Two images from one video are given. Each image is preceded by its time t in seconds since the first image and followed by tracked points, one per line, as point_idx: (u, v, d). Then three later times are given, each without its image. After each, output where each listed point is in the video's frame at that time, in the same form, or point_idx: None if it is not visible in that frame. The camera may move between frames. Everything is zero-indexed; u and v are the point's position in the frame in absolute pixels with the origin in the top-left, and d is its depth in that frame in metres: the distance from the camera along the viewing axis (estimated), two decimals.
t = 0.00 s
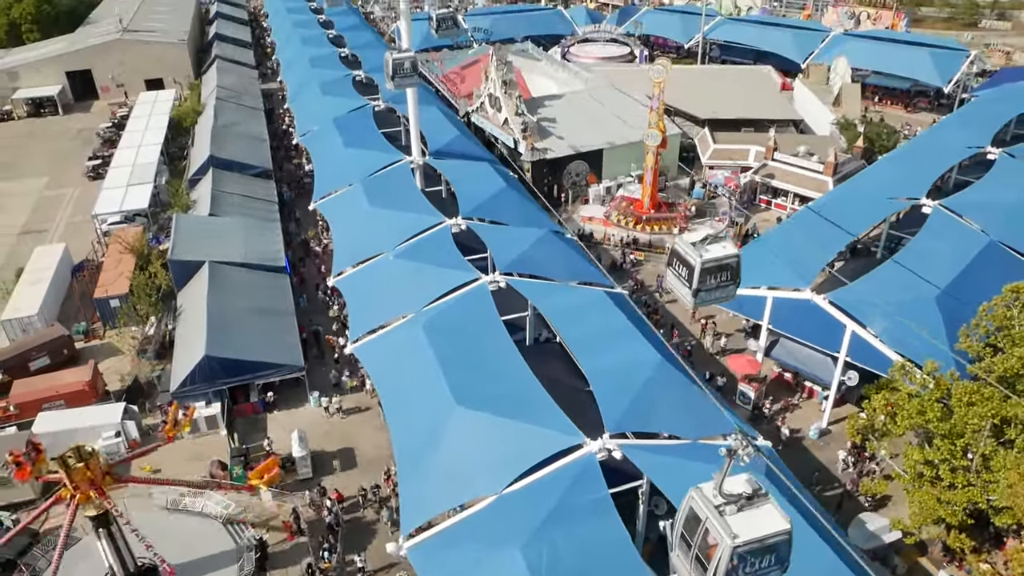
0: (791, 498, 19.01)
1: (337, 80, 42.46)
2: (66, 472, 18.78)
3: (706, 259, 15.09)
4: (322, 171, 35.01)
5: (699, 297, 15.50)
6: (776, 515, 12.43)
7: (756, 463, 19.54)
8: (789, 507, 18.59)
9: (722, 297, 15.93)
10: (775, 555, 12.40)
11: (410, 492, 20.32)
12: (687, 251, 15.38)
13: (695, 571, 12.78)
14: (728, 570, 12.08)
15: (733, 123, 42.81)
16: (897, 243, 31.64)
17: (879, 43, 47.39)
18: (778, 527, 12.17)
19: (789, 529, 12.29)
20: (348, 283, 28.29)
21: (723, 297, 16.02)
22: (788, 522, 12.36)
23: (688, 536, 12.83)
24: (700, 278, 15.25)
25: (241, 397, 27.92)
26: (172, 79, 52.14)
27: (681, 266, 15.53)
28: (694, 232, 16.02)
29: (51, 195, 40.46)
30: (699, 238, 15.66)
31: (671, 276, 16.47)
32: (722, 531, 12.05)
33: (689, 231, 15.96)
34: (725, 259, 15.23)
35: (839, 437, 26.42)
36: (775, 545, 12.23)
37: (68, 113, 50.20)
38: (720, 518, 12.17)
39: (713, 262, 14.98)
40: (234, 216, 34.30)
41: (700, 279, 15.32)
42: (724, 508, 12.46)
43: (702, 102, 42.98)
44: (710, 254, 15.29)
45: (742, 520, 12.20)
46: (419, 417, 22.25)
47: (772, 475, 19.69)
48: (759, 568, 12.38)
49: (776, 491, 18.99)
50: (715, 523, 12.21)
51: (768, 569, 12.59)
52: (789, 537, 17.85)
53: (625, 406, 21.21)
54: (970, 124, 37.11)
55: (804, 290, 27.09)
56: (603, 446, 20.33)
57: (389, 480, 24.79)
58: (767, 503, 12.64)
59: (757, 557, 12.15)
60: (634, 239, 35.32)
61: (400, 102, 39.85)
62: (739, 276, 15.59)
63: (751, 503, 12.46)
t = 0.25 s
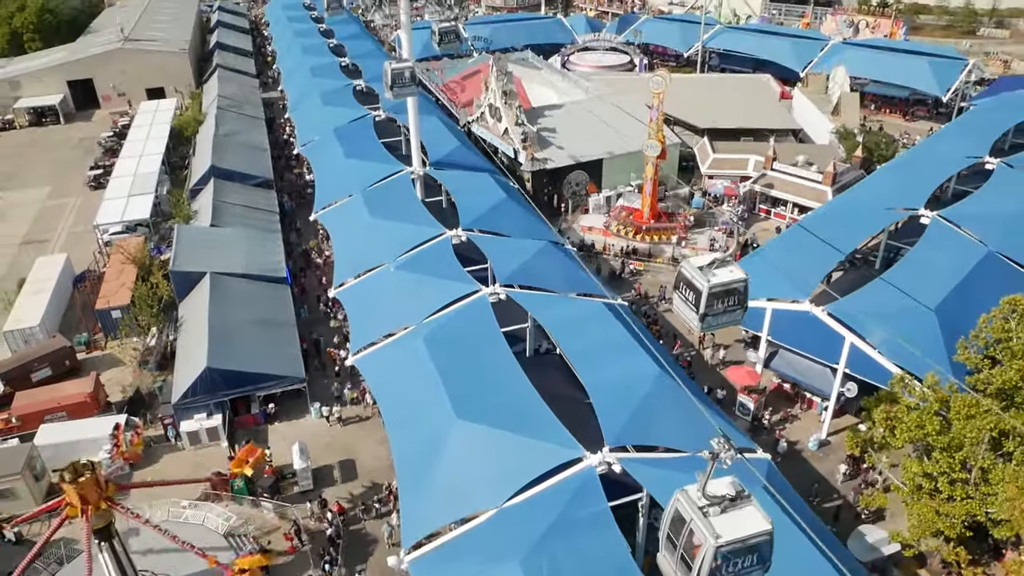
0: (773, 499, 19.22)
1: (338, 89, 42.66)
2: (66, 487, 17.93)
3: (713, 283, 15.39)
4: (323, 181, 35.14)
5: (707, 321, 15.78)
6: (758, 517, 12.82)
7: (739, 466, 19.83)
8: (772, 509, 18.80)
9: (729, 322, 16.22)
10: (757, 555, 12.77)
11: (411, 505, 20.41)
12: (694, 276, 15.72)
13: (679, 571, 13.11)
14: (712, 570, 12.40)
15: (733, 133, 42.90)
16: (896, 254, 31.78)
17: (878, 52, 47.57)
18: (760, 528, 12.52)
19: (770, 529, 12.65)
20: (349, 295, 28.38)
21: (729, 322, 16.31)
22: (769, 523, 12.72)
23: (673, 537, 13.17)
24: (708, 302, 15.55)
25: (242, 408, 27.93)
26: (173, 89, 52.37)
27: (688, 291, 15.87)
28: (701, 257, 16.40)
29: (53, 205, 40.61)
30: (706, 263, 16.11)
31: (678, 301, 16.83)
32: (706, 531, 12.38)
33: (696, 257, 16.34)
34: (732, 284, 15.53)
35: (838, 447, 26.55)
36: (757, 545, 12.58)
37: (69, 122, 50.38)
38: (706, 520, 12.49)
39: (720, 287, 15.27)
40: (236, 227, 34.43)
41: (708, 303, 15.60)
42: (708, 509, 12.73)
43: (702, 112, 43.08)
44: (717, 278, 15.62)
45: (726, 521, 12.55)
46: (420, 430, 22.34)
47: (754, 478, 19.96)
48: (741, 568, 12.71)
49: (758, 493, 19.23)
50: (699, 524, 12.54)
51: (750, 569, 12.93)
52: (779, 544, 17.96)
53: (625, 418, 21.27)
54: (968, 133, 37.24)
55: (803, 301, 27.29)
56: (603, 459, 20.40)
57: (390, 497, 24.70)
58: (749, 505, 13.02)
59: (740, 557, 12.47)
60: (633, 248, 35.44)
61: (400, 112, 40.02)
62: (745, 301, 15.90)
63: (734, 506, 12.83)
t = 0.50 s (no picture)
0: (754, 499, 19.58)
1: (338, 99, 42.82)
2: (69, 501, 17.81)
3: (721, 307, 15.46)
4: (324, 192, 35.26)
5: (714, 345, 15.83)
6: (741, 518, 13.18)
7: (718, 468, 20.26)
8: (753, 507, 19.18)
9: (737, 345, 16.28)
10: (740, 554, 13.16)
11: (411, 518, 20.49)
12: (701, 299, 15.79)
13: (667, 570, 13.60)
14: (696, 568, 12.87)
15: (732, 142, 42.98)
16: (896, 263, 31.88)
17: (876, 60, 47.76)
18: (743, 528, 12.94)
19: (754, 529, 13.04)
20: (350, 305, 28.46)
21: (737, 345, 16.37)
22: (753, 523, 13.13)
23: (660, 537, 13.64)
24: (716, 326, 15.58)
25: (243, 419, 28.04)
26: (174, 97, 52.60)
27: (696, 314, 15.93)
28: (709, 280, 16.48)
29: (55, 214, 40.74)
30: (714, 285, 16.16)
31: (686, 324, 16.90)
32: (690, 531, 12.82)
33: (704, 280, 16.41)
34: (741, 308, 15.59)
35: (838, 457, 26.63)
36: (740, 544, 12.99)
37: (70, 131, 50.55)
38: (690, 520, 12.93)
39: (728, 311, 15.31)
40: (237, 237, 34.54)
41: (716, 328, 15.63)
42: (693, 510, 13.20)
43: (701, 120, 43.19)
44: (726, 302, 15.68)
45: (710, 521, 12.96)
46: (421, 443, 22.42)
47: (733, 478, 20.42)
48: (725, 566, 13.13)
49: (738, 493, 19.65)
50: (684, 524, 12.99)
51: (736, 567, 13.35)
52: (764, 547, 18.20)
53: (625, 431, 21.33)
54: (967, 141, 37.37)
55: (801, 313, 27.68)
56: (602, 472, 20.46)
57: (392, 511, 24.62)
58: (733, 506, 13.42)
59: (724, 556, 12.90)
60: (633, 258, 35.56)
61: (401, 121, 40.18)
62: (754, 325, 15.95)
63: (718, 507, 13.20)
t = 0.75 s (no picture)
0: (742, 508, 19.64)
1: (339, 108, 43.00)
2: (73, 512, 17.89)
3: (730, 332, 16.74)
4: (324, 202, 35.39)
5: (724, 369, 17.07)
6: (727, 519, 13.60)
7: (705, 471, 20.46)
8: (738, 511, 19.36)
9: (744, 368, 17.65)
10: (726, 554, 13.57)
11: (412, 532, 20.57)
12: (711, 324, 17.13)
13: (655, 571, 13.95)
14: (683, 569, 13.25)
15: (731, 151, 43.13)
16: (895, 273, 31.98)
17: (874, 69, 47.95)
18: (727, 528, 13.37)
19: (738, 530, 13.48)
20: (351, 317, 28.58)
21: (745, 370, 17.73)
22: (737, 523, 13.56)
23: (649, 538, 14.00)
24: (725, 350, 16.92)
25: (244, 431, 28.10)
26: (175, 106, 52.80)
27: (705, 338, 17.27)
28: (717, 306, 17.84)
29: (56, 224, 40.85)
30: (723, 311, 17.53)
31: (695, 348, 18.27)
32: (677, 533, 13.23)
33: (712, 306, 17.77)
34: (747, 333, 16.96)
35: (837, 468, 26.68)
36: (726, 544, 13.41)
37: (71, 140, 50.71)
38: (677, 522, 13.33)
39: (737, 336, 16.59)
40: (237, 248, 34.66)
41: (725, 352, 16.93)
42: (680, 512, 13.57)
43: (700, 129, 43.34)
44: (733, 327, 17.04)
45: (696, 523, 13.34)
46: (421, 456, 22.50)
47: (721, 486, 20.56)
48: (711, 567, 13.51)
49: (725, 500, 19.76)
50: (671, 526, 13.39)
51: (721, 566, 13.76)
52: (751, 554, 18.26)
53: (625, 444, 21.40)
54: (964, 151, 37.55)
55: (800, 324, 27.66)
56: (602, 485, 20.55)
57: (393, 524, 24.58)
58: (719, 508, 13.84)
59: (710, 556, 13.31)
60: (633, 267, 35.66)
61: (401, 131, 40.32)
62: (760, 349, 17.29)
63: (705, 509, 13.61)
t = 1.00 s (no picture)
0: (734, 522, 19.77)
1: (338, 119, 43.18)
2: (72, 528, 18.48)
3: (738, 359, 16.47)
4: (324, 213, 35.51)
5: (732, 396, 16.82)
6: (713, 521, 13.99)
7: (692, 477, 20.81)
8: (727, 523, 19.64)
9: (753, 396, 17.33)
10: (712, 555, 13.92)
11: (413, 546, 20.64)
12: (719, 351, 16.84)
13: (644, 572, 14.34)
14: (670, 569, 13.59)
15: (730, 161, 43.26)
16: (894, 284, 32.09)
17: (871, 78, 48.25)
18: (713, 530, 13.72)
19: (723, 532, 13.84)
20: (351, 329, 28.70)
21: (754, 397, 17.36)
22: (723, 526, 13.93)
23: (638, 541, 14.40)
24: (733, 377, 16.62)
25: (244, 443, 28.14)
26: (175, 116, 53.00)
27: (713, 365, 16.96)
28: (725, 331, 17.53)
29: (57, 235, 40.98)
30: (730, 338, 17.31)
31: (704, 374, 17.99)
32: (664, 535, 13.57)
33: (720, 332, 17.48)
34: (757, 360, 16.64)
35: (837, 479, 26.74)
36: (712, 546, 13.76)
37: (72, 150, 50.85)
38: (664, 524, 13.70)
39: (745, 363, 16.35)
40: (238, 259, 34.75)
41: (734, 379, 16.67)
42: (667, 515, 13.98)
43: (699, 139, 43.53)
44: (742, 354, 16.75)
45: (683, 525, 13.73)
46: (422, 470, 22.57)
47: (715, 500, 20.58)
48: (698, 567, 13.87)
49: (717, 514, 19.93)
50: (659, 528, 13.73)
51: (707, 568, 14.09)
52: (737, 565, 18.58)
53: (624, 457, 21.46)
54: (961, 161, 37.74)
55: (798, 336, 27.77)
56: (602, 500, 20.64)
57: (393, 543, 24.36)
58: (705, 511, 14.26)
59: (697, 558, 13.63)
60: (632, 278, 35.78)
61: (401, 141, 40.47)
62: (769, 376, 16.97)
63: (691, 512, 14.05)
